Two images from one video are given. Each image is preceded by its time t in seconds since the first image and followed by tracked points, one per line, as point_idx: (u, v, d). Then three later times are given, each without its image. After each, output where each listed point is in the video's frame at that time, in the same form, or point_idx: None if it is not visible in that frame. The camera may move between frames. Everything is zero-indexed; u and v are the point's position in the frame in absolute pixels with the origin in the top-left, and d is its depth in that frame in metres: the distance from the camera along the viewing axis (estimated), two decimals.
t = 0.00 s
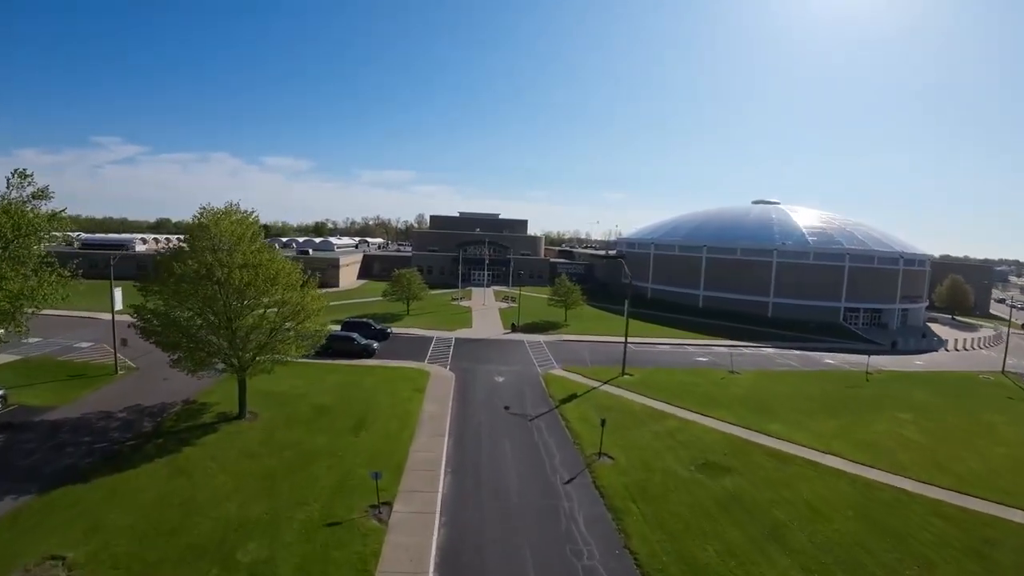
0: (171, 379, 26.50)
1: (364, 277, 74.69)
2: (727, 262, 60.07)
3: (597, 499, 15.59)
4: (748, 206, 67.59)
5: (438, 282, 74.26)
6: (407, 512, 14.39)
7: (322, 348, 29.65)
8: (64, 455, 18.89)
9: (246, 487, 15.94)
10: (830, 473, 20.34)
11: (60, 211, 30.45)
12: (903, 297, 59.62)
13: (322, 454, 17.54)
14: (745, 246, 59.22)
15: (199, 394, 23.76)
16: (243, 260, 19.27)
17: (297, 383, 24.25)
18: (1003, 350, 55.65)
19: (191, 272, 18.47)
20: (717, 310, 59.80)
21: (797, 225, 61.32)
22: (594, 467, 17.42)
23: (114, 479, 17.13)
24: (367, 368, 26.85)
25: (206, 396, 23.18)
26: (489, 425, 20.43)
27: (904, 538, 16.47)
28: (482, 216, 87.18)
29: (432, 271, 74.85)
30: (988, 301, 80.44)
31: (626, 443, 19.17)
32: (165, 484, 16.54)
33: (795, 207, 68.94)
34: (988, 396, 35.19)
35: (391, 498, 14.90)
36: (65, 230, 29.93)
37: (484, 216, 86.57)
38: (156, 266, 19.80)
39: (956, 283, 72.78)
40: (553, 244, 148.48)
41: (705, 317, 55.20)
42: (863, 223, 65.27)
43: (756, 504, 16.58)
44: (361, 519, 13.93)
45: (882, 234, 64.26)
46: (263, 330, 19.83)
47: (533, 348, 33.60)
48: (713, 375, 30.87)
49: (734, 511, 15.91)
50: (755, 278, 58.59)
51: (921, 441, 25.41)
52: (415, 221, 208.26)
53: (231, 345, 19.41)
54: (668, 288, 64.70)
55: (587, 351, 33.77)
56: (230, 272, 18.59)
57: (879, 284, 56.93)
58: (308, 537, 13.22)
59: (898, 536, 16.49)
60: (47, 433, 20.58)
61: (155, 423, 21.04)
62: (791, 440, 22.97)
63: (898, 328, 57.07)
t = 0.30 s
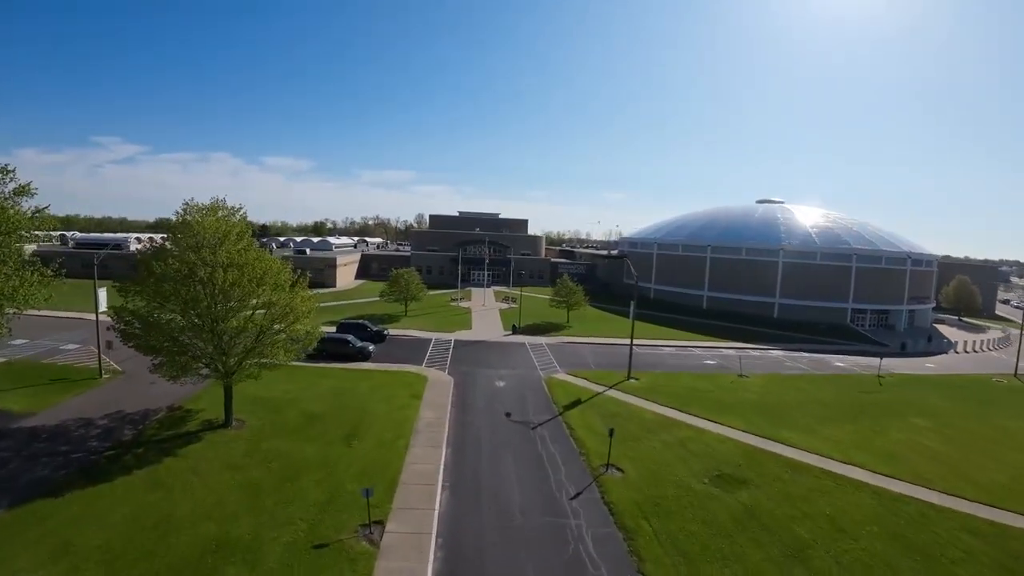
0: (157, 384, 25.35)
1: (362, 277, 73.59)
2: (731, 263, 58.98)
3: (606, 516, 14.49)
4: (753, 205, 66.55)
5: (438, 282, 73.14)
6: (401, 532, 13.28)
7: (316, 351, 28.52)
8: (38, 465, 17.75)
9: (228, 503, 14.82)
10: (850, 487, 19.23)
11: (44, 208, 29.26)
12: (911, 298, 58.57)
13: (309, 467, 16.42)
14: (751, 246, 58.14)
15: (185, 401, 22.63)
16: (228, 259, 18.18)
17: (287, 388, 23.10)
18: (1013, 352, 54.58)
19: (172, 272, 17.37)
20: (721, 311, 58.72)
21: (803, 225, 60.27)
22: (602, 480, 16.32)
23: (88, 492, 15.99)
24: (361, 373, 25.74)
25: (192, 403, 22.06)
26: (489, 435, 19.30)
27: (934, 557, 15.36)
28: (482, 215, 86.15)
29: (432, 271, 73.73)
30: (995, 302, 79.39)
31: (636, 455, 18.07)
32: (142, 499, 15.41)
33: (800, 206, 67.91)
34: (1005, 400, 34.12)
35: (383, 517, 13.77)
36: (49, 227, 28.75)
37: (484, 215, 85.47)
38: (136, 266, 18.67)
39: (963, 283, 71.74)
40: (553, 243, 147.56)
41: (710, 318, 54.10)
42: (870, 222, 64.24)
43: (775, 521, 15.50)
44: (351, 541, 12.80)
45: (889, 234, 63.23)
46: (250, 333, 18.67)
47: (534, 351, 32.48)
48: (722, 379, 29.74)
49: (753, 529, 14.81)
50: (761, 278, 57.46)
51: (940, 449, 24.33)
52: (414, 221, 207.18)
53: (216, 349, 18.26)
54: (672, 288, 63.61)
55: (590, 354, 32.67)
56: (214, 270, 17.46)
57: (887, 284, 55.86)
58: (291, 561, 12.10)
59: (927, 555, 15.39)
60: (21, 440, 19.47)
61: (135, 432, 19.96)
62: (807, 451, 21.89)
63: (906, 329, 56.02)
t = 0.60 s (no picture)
0: (142, 388, 24.25)
1: (360, 276, 72.49)
2: (736, 262, 57.92)
3: (616, 535, 13.40)
4: (757, 205, 65.54)
5: (436, 282, 72.08)
6: (394, 554, 12.18)
7: (309, 353, 27.41)
8: (9, 475, 16.66)
9: (209, 520, 13.73)
10: (872, 499, 18.18)
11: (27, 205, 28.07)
12: (918, 299, 57.55)
13: (297, 480, 15.33)
14: (755, 245, 57.10)
15: (170, 407, 21.53)
16: (211, 258, 17.09)
17: (277, 393, 22.01)
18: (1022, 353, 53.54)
19: (151, 270, 16.34)
20: (725, 311, 57.70)
21: (808, 224, 59.21)
22: (611, 494, 15.24)
23: (60, 506, 14.88)
24: (356, 376, 24.62)
25: (177, 410, 20.99)
26: (490, 443, 18.20)
27: None
28: (482, 214, 85.05)
29: (431, 270, 72.69)
30: (1000, 303, 78.42)
31: (645, 465, 17.02)
32: (117, 516, 14.32)
33: (804, 205, 66.87)
34: (1020, 404, 33.07)
35: (375, 538, 12.68)
36: (32, 224, 27.58)
37: (484, 214, 84.43)
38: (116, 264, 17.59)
39: (969, 284, 70.75)
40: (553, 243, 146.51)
41: (714, 319, 53.05)
42: (875, 222, 63.20)
43: (796, 538, 14.42)
44: (339, 564, 11.72)
45: (895, 233, 62.19)
46: (235, 336, 17.59)
47: (536, 354, 31.37)
48: (730, 383, 28.68)
49: (773, 548, 13.75)
50: (767, 278, 56.39)
51: (959, 456, 23.24)
52: (413, 220, 206.12)
53: (198, 353, 17.19)
54: (675, 288, 62.55)
55: (594, 356, 31.58)
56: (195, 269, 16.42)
57: (894, 285, 54.80)
58: None
59: None
60: None
61: (115, 441, 18.91)
62: (824, 460, 20.83)
63: (913, 330, 54.97)
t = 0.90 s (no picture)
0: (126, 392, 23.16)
1: (357, 275, 71.42)
2: (740, 261, 56.89)
3: (627, 556, 12.40)
4: (762, 203, 64.50)
5: (435, 281, 71.03)
6: None
7: (302, 355, 26.29)
8: None
9: (186, 541, 12.68)
10: (896, 513, 17.10)
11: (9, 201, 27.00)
12: (925, 298, 56.53)
13: (283, 496, 14.25)
14: (760, 243, 56.09)
15: (154, 414, 20.49)
16: (192, 257, 16.08)
17: (267, 398, 20.92)
18: None
19: (127, 269, 15.34)
20: (729, 311, 56.67)
21: (814, 222, 58.18)
22: (621, 509, 14.23)
23: (28, 521, 13.83)
24: (351, 379, 23.56)
25: (161, 418, 19.96)
26: (490, 453, 17.16)
27: None
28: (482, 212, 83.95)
29: (429, 269, 71.61)
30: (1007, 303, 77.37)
31: (656, 478, 16.00)
32: (89, 534, 13.28)
33: (809, 203, 65.82)
34: None
35: (366, 561, 11.61)
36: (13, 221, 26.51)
37: (484, 213, 83.33)
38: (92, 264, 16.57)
39: (976, 283, 69.71)
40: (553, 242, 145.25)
41: (718, 319, 52.04)
42: (882, 220, 62.17)
43: (821, 558, 13.40)
44: None
45: (902, 232, 61.14)
46: (217, 339, 16.52)
47: (537, 355, 30.27)
48: (740, 386, 27.60)
49: (797, 569, 12.74)
50: (772, 276, 55.32)
51: (981, 463, 22.22)
52: (413, 219, 204.85)
53: (178, 357, 16.13)
54: (678, 288, 61.52)
55: (597, 358, 30.53)
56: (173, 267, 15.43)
57: (901, 284, 53.77)
58: None
59: None
60: None
61: (93, 450, 17.86)
62: (842, 469, 19.75)
63: (921, 330, 53.94)
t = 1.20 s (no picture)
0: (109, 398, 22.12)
1: (355, 275, 70.38)
2: (745, 260, 55.92)
3: None
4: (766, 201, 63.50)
5: (435, 281, 69.97)
6: None
7: (294, 358, 25.30)
8: None
9: (161, 564, 11.65)
10: (923, 525, 16.08)
11: None
12: (933, 297, 55.52)
13: (269, 513, 13.26)
14: (765, 241, 55.11)
15: (137, 422, 19.47)
16: (173, 256, 15.08)
17: (256, 405, 19.89)
18: None
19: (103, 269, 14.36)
20: (733, 311, 55.66)
21: (819, 219, 57.15)
22: (632, 526, 13.21)
23: None
24: (345, 384, 22.52)
25: (144, 427, 18.94)
26: (492, 464, 16.14)
27: None
28: (481, 211, 82.94)
29: (429, 269, 70.56)
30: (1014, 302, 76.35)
31: (669, 491, 14.99)
32: (58, 554, 12.25)
33: (814, 201, 64.80)
34: None
35: None
36: None
37: (484, 211, 82.30)
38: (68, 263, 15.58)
39: (983, 282, 68.70)
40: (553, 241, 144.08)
41: (723, 318, 51.04)
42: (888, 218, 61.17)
43: None
44: None
45: (909, 230, 60.12)
46: (201, 343, 15.51)
47: (540, 357, 29.22)
48: (750, 389, 26.57)
49: None
50: (778, 275, 54.35)
51: (1004, 470, 21.21)
52: (412, 219, 203.67)
53: (158, 363, 15.11)
54: (681, 287, 60.58)
55: (601, 361, 29.50)
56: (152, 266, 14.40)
57: (909, 282, 52.76)
58: None
59: None
60: None
61: (70, 460, 16.84)
62: (862, 478, 18.75)
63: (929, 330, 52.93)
